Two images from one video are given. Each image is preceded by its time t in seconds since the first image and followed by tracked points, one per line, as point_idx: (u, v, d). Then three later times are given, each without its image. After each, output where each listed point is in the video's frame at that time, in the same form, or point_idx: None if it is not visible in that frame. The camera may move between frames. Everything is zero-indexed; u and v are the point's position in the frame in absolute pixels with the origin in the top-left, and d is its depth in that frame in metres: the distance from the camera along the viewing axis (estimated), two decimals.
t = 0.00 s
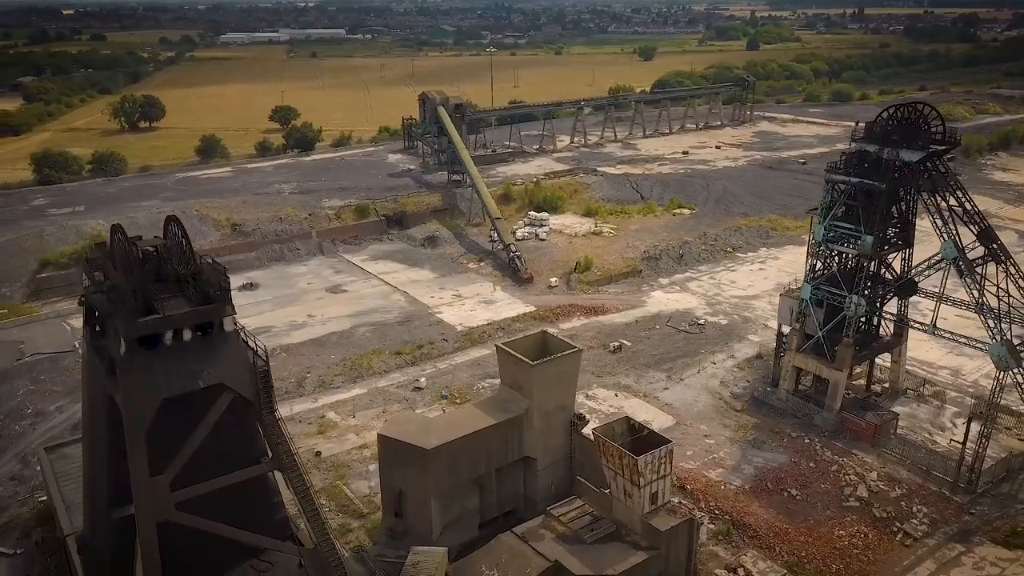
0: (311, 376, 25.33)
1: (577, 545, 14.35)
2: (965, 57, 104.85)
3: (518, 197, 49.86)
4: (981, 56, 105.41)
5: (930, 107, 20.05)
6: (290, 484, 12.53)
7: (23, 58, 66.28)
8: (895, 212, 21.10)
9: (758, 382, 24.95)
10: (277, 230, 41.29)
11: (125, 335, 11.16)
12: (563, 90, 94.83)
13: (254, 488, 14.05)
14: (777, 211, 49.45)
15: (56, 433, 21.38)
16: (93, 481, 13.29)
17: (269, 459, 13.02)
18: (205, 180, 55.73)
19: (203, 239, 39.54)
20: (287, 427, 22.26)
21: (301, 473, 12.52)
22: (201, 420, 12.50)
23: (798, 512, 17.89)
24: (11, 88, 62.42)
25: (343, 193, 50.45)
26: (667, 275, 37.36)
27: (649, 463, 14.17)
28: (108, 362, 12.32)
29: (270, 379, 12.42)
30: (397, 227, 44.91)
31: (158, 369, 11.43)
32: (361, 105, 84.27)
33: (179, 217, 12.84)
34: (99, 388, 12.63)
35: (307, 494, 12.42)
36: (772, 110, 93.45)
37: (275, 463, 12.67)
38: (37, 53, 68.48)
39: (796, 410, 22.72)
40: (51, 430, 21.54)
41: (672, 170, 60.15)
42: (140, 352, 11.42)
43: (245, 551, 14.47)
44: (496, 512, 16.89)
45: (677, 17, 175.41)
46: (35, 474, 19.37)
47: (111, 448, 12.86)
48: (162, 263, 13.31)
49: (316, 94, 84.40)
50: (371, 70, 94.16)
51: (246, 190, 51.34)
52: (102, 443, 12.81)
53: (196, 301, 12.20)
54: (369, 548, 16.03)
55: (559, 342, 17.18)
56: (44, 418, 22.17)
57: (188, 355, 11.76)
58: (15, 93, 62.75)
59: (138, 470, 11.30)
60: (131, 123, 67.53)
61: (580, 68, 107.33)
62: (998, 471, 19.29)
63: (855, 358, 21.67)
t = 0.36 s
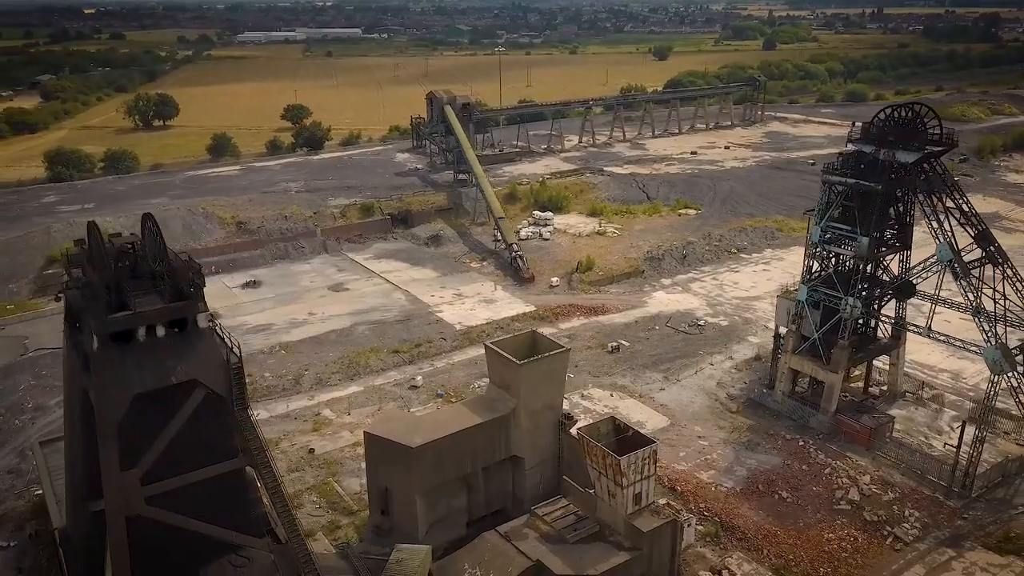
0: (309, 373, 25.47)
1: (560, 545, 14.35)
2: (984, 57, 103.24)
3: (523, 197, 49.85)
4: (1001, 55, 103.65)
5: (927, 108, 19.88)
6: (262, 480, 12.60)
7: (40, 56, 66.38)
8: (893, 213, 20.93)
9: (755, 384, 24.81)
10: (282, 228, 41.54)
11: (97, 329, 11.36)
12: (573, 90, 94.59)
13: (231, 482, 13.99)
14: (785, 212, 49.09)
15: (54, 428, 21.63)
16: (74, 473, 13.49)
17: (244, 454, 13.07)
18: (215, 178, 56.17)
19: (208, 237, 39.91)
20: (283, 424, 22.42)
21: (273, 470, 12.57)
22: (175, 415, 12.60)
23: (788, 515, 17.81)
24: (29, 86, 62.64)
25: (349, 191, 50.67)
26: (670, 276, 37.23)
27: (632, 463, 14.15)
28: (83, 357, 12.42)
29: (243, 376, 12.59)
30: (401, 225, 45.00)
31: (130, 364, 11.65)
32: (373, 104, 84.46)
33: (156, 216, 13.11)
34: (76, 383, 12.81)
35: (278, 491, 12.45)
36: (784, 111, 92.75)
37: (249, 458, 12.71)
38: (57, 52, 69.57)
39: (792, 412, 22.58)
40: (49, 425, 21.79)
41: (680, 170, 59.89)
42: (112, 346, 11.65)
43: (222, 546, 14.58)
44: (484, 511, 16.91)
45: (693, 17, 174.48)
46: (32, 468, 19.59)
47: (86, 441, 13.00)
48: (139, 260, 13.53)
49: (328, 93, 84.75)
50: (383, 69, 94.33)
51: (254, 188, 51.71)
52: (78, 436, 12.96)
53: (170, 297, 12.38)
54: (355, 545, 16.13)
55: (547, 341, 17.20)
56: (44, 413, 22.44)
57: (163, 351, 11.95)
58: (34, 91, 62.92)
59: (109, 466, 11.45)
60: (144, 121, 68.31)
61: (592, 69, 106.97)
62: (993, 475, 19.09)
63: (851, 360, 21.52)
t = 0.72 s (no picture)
0: (309, 371, 25.66)
1: (544, 545, 14.37)
2: (1007, 57, 101.36)
3: (531, 197, 49.87)
4: None
5: (927, 109, 19.74)
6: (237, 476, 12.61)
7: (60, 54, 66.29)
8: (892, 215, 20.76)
9: (754, 387, 24.66)
10: (290, 226, 41.87)
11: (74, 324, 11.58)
12: (587, 89, 94.35)
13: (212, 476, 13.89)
14: (795, 214, 48.68)
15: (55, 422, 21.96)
16: (57, 465, 13.56)
17: (221, 450, 13.13)
18: (227, 176, 56.70)
19: (216, 234, 40.35)
20: (281, 420, 22.63)
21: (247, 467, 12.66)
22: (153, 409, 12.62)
23: (781, 518, 17.70)
24: (52, 84, 63.10)
25: (358, 190, 50.94)
26: (676, 277, 37.10)
27: (617, 464, 14.14)
28: (62, 351, 12.60)
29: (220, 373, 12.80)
30: (409, 224, 45.14)
31: (107, 359, 11.86)
32: (386, 103, 84.71)
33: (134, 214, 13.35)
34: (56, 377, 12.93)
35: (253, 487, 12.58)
36: (799, 112, 91.90)
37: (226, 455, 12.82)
38: (80, 52, 69.68)
39: (790, 415, 22.44)
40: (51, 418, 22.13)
41: (690, 170, 59.58)
42: (88, 342, 11.84)
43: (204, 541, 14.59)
44: (475, 511, 16.92)
45: (712, 17, 173.42)
46: (33, 461, 19.91)
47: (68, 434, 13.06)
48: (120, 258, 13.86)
49: (341, 92, 85.15)
50: (397, 68, 94.65)
51: (264, 186, 52.17)
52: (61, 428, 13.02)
53: (147, 291, 12.62)
54: (344, 542, 16.21)
55: (539, 341, 17.24)
56: (47, 407, 22.82)
57: (140, 347, 12.16)
58: (55, 89, 63.26)
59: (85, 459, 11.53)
60: (161, 120, 69.38)
61: (607, 69, 106.63)
62: (992, 481, 18.86)
63: (849, 363, 21.35)
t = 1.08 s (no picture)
0: (311, 368, 25.83)
1: (531, 544, 14.39)
2: None
3: (541, 196, 49.82)
4: None
5: (928, 110, 19.53)
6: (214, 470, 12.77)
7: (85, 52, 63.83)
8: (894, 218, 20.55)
9: (755, 389, 24.47)
10: (299, 224, 42.16)
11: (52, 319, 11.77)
12: (603, 89, 93.90)
13: (193, 473, 14.07)
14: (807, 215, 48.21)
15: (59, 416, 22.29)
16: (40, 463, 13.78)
17: (199, 445, 13.29)
18: (242, 174, 57.18)
19: (226, 232, 40.76)
20: (281, 417, 22.81)
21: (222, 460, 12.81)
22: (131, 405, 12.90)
23: (776, 522, 17.58)
24: (75, 83, 61.60)
25: (369, 189, 51.16)
26: (683, 278, 36.91)
27: (604, 464, 14.14)
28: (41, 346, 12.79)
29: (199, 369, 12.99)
30: (418, 223, 45.27)
31: (88, 354, 12.10)
32: (402, 102, 84.91)
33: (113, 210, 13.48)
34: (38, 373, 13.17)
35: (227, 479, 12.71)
36: (818, 112, 90.87)
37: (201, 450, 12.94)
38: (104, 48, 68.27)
39: (790, 418, 22.25)
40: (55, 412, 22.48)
41: (703, 171, 59.19)
42: (68, 338, 12.08)
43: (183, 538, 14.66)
44: (467, 509, 16.95)
45: (735, 16, 171.94)
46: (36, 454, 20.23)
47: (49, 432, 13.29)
48: (100, 253, 14.02)
49: (357, 92, 85.51)
50: (413, 68, 94.83)
51: (277, 185, 52.58)
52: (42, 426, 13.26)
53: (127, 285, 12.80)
54: (334, 539, 16.30)
55: (532, 341, 17.27)
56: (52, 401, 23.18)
57: (118, 342, 12.38)
58: (79, 87, 62.15)
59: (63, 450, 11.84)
60: (180, 118, 70.53)
61: (624, 69, 106.05)
62: (992, 488, 18.60)
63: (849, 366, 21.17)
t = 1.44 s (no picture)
0: (313, 366, 26.03)
1: (517, 544, 14.42)
2: None
3: (550, 196, 49.79)
4: None
5: (931, 112, 19.33)
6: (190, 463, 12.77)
7: (110, 53, 68.01)
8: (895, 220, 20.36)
9: (756, 392, 24.30)
10: (309, 222, 42.46)
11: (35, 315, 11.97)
12: (620, 89, 93.56)
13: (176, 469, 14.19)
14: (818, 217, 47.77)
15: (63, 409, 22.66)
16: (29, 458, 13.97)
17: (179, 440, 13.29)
18: (256, 173, 57.69)
19: (237, 229, 41.19)
20: (281, 413, 23.03)
21: (200, 457, 12.97)
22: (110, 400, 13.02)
23: (769, 526, 17.48)
24: (98, 82, 64.63)
25: (380, 188, 51.44)
26: (690, 279, 36.74)
27: (591, 465, 14.15)
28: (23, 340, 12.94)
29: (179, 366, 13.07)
30: (427, 222, 45.42)
31: (70, 348, 12.25)
32: (417, 101, 85.14)
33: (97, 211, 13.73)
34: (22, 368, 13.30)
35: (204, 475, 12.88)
36: (836, 113, 89.91)
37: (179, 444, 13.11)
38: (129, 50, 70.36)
39: (789, 421, 22.10)
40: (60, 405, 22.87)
41: (715, 172, 58.82)
42: (51, 333, 12.25)
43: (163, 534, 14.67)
44: (459, 507, 16.99)
45: (758, 16, 170.35)
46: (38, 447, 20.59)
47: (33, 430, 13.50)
48: (84, 250, 14.25)
49: (372, 91, 85.91)
50: (429, 67, 95.11)
51: (289, 183, 53.03)
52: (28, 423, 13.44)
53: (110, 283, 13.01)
54: (324, 535, 16.44)
55: (525, 341, 17.29)
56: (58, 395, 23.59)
57: (100, 337, 12.54)
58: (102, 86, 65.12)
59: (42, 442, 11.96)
60: (199, 117, 70.85)
61: (641, 69, 105.61)
62: (992, 494, 18.35)
63: (849, 369, 20.99)
